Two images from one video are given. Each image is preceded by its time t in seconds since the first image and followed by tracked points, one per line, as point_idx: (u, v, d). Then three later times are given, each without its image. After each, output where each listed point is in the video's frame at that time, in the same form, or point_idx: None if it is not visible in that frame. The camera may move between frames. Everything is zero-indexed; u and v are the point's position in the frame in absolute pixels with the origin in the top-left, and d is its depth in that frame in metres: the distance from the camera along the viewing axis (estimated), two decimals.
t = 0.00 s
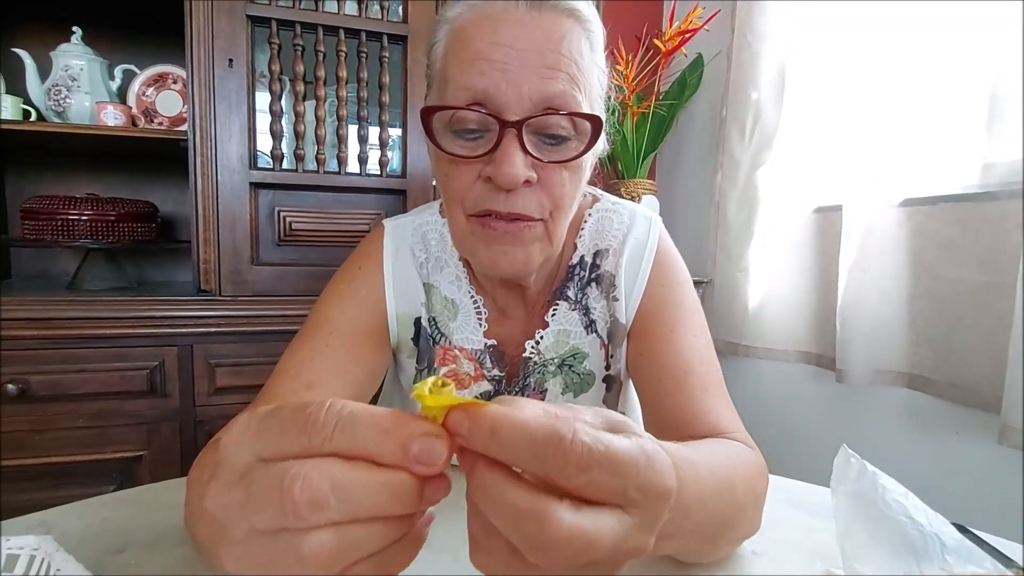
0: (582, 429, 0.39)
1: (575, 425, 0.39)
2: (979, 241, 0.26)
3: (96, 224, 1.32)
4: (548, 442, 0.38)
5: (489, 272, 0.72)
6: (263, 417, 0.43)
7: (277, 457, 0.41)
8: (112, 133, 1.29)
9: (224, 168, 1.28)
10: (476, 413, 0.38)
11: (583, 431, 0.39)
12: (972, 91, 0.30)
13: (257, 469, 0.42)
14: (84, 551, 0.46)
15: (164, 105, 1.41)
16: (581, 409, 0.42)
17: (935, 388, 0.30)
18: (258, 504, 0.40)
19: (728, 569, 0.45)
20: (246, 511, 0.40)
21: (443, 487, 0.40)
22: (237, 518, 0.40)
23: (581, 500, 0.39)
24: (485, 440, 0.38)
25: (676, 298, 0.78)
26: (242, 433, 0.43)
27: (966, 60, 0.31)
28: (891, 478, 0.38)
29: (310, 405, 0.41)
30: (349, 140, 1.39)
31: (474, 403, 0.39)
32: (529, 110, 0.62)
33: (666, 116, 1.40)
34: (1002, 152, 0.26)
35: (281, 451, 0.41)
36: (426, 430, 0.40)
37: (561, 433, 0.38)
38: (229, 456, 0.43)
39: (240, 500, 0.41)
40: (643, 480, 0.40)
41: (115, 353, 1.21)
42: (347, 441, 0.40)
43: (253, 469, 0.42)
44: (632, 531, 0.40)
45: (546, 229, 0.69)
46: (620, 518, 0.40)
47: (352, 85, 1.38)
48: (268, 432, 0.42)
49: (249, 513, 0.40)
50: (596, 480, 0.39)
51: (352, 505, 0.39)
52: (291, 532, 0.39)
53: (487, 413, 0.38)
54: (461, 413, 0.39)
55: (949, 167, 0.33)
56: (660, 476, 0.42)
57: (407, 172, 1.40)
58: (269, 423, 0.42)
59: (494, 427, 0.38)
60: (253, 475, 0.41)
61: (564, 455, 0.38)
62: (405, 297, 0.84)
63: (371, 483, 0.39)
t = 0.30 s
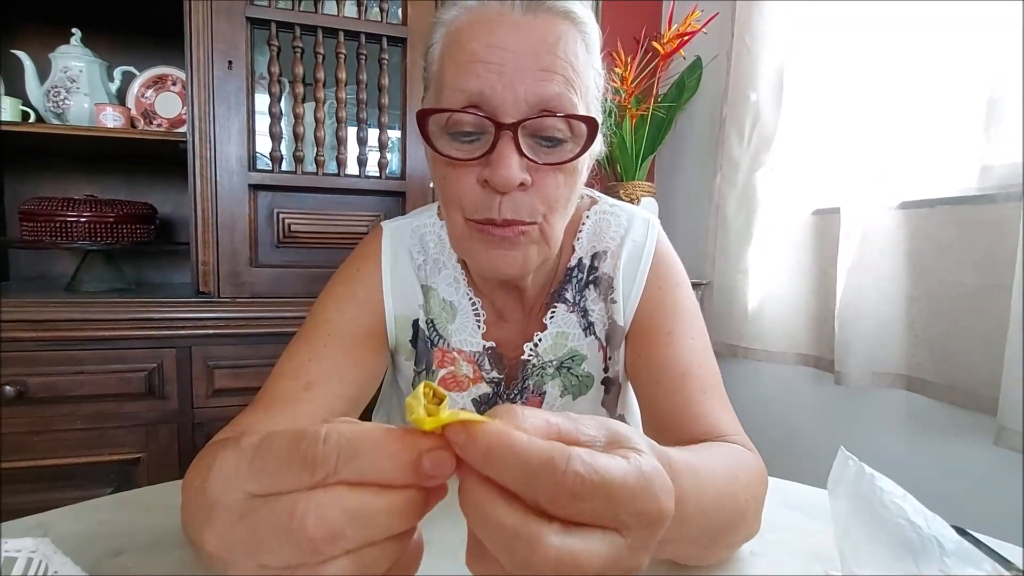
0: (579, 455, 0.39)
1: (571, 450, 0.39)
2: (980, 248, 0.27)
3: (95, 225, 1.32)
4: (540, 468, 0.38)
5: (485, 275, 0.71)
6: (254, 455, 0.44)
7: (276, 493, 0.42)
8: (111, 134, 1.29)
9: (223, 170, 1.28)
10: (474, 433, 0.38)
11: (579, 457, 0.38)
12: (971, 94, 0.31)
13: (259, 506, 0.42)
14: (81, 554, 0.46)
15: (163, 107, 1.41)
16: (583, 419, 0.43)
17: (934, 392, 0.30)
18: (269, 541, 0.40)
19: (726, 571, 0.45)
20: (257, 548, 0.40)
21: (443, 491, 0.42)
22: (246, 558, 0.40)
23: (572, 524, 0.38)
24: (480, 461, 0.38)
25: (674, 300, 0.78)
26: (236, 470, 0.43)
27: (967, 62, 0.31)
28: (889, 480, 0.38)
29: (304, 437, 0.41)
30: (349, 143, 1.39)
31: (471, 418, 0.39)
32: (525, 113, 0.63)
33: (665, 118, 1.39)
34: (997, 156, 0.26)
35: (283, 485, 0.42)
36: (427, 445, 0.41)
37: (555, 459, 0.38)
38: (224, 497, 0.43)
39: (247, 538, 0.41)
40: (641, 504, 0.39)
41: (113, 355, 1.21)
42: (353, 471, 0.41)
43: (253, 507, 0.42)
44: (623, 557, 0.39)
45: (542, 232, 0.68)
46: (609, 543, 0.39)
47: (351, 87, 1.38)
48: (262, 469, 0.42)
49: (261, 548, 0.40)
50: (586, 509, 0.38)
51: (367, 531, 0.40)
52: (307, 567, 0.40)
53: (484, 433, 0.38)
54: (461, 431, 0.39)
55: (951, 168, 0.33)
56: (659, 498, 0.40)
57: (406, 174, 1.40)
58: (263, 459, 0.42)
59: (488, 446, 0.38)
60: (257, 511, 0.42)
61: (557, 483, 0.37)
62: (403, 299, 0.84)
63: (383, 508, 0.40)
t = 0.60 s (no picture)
0: (582, 413, 0.39)
1: (573, 411, 0.39)
2: (980, 247, 0.29)
3: (94, 227, 1.31)
4: (551, 432, 0.38)
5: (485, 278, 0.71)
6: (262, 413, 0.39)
7: (275, 456, 0.38)
8: (110, 136, 1.29)
9: (222, 171, 1.28)
10: (476, 422, 0.38)
11: (583, 415, 0.39)
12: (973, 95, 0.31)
13: (252, 468, 0.38)
14: (80, 557, 0.46)
15: (163, 109, 1.42)
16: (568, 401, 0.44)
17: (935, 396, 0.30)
18: (258, 501, 0.37)
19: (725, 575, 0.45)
20: (246, 508, 0.37)
21: (439, 495, 0.39)
22: (236, 519, 0.38)
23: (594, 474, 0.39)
24: (487, 448, 0.38)
25: (674, 304, 0.78)
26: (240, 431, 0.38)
27: (969, 62, 0.31)
28: (886, 484, 0.39)
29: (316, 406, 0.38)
30: (348, 144, 1.39)
31: (473, 414, 0.38)
32: (524, 117, 0.63)
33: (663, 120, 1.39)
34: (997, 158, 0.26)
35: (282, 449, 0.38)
36: (430, 435, 0.38)
37: (562, 423, 0.38)
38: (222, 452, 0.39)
39: (242, 498, 0.38)
40: (654, 446, 0.40)
41: (113, 356, 1.21)
42: (355, 444, 0.38)
43: (248, 468, 0.38)
44: (654, 495, 0.39)
45: (543, 235, 0.68)
46: (639, 483, 0.39)
47: (350, 89, 1.38)
48: (269, 429, 0.38)
49: (250, 509, 0.37)
50: (608, 458, 0.39)
51: (355, 508, 0.37)
52: (289, 531, 0.37)
53: (485, 423, 0.38)
54: (463, 429, 0.38)
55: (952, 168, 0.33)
56: (668, 436, 0.40)
57: (405, 176, 1.40)
58: (270, 416, 0.38)
59: (495, 436, 0.37)
60: (250, 473, 0.38)
61: (570, 442, 0.38)
62: (402, 301, 0.84)
63: (377, 488, 0.37)
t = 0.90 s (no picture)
0: (582, 412, 0.39)
1: (573, 410, 0.39)
2: (979, 249, 0.29)
3: (93, 228, 1.31)
4: (552, 433, 0.37)
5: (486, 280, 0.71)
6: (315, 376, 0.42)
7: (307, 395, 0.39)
8: (110, 136, 1.29)
9: (222, 172, 1.28)
10: (478, 420, 0.38)
11: (583, 414, 0.39)
12: (970, 98, 0.31)
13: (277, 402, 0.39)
14: (80, 557, 0.46)
15: (163, 110, 1.42)
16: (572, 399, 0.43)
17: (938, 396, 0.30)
18: (272, 419, 0.38)
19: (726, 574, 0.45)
20: (259, 426, 0.38)
21: (434, 494, 0.37)
22: (248, 436, 0.39)
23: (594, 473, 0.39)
24: (489, 447, 0.38)
25: (674, 306, 0.78)
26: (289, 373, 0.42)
27: (966, 63, 0.31)
28: (888, 487, 0.39)
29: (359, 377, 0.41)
30: (347, 146, 1.39)
31: (474, 414, 0.38)
32: (526, 117, 0.63)
33: (664, 122, 1.40)
34: (993, 160, 0.26)
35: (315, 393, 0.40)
36: (435, 415, 0.38)
37: (562, 423, 0.38)
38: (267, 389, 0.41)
39: (257, 418, 0.39)
40: (655, 443, 0.40)
41: (111, 357, 1.20)
42: (377, 402, 0.38)
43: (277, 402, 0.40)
44: (655, 494, 0.39)
45: (544, 236, 0.68)
46: (640, 482, 0.39)
47: (350, 90, 1.38)
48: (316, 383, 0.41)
49: (261, 430, 0.38)
50: (609, 457, 0.38)
51: (351, 453, 0.36)
52: (286, 454, 0.37)
53: (490, 420, 0.38)
54: (463, 426, 0.38)
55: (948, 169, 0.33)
56: (669, 432, 0.40)
57: (404, 177, 1.40)
58: (318, 375, 0.42)
59: (497, 436, 0.37)
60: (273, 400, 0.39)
61: (570, 442, 0.37)
62: (401, 302, 0.84)
63: (376, 442, 0.37)
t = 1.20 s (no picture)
0: (585, 450, 0.38)
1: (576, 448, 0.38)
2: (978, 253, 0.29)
3: (92, 229, 1.33)
4: (553, 472, 0.37)
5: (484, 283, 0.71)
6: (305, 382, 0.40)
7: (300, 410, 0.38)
8: (107, 139, 1.29)
9: (220, 175, 1.28)
10: (478, 457, 0.36)
11: (586, 450, 0.38)
12: (968, 103, 0.31)
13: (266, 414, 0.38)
14: (73, 563, 0.46)
15: (161, 112, 1.44)
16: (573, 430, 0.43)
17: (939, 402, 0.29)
18: (263, 432, 0.36)
19: None
20: (247, 439, 0.37)
21: (421, 518, 0.35)
22: (232, 449, 0.37)
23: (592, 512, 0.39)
24: (487, 483, 0.36)
25: (670, 309, 0.78)
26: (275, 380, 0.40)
27: (965, 66, 0.31)
28: (884, 490, 0.38)
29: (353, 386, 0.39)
30: (346, 149, 1.39)
31: (472, 449, 0.36)
32: (524, 121, 0.63)
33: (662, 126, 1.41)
34: (990, 165, 0.27)
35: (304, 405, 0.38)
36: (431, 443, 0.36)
37: (564, 463, 0.37)
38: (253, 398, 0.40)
39: (242, 430, 0.37)
40: (656, 478, 0.40)
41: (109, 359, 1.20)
42: (373, 419, 0.37)
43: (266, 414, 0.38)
44: (654, 529, 0.40)
45: (542, 240, 0.69)
46: (639, 519, 0.40)
47: (349, 93, 1.38)
48: (306, 393, 0.39)
49: (248, 444, 0.37)
50: (610, 495, 0.38)
51: (345, 472, 0.35)
52: (276, 470, 0.36)
53: (492, 456, 0.36)
54: (463, 463, 0.35)
55: (942, 173, 0.34)
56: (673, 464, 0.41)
57: (403, 180, 1.41)
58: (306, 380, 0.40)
59: (498, 474, 0.36)
60: (262, 413, 0.38)
61: (571, 482, 0.37)
62: (399, 306, 0.84)
63: (370, 461, 0.35)
